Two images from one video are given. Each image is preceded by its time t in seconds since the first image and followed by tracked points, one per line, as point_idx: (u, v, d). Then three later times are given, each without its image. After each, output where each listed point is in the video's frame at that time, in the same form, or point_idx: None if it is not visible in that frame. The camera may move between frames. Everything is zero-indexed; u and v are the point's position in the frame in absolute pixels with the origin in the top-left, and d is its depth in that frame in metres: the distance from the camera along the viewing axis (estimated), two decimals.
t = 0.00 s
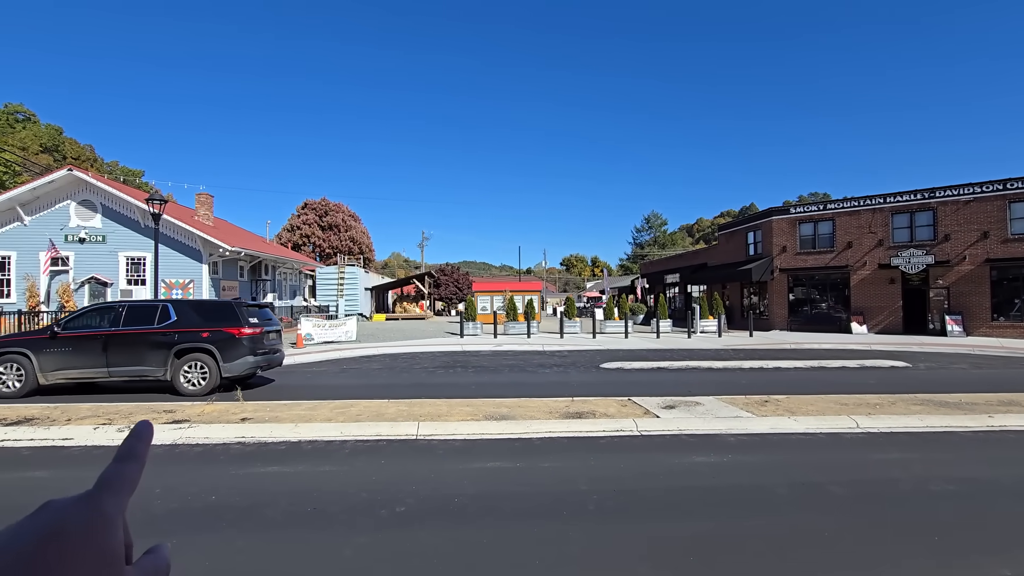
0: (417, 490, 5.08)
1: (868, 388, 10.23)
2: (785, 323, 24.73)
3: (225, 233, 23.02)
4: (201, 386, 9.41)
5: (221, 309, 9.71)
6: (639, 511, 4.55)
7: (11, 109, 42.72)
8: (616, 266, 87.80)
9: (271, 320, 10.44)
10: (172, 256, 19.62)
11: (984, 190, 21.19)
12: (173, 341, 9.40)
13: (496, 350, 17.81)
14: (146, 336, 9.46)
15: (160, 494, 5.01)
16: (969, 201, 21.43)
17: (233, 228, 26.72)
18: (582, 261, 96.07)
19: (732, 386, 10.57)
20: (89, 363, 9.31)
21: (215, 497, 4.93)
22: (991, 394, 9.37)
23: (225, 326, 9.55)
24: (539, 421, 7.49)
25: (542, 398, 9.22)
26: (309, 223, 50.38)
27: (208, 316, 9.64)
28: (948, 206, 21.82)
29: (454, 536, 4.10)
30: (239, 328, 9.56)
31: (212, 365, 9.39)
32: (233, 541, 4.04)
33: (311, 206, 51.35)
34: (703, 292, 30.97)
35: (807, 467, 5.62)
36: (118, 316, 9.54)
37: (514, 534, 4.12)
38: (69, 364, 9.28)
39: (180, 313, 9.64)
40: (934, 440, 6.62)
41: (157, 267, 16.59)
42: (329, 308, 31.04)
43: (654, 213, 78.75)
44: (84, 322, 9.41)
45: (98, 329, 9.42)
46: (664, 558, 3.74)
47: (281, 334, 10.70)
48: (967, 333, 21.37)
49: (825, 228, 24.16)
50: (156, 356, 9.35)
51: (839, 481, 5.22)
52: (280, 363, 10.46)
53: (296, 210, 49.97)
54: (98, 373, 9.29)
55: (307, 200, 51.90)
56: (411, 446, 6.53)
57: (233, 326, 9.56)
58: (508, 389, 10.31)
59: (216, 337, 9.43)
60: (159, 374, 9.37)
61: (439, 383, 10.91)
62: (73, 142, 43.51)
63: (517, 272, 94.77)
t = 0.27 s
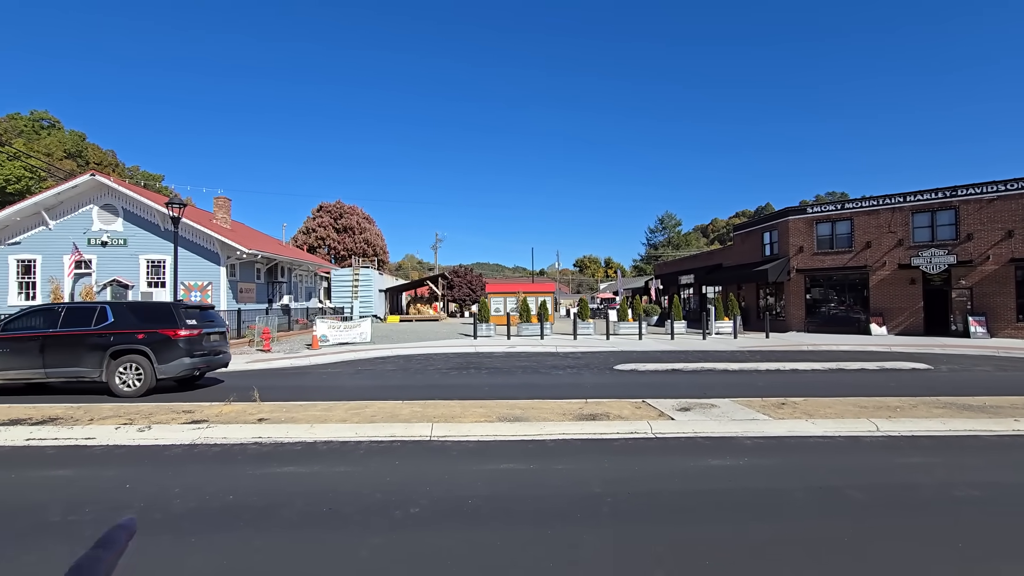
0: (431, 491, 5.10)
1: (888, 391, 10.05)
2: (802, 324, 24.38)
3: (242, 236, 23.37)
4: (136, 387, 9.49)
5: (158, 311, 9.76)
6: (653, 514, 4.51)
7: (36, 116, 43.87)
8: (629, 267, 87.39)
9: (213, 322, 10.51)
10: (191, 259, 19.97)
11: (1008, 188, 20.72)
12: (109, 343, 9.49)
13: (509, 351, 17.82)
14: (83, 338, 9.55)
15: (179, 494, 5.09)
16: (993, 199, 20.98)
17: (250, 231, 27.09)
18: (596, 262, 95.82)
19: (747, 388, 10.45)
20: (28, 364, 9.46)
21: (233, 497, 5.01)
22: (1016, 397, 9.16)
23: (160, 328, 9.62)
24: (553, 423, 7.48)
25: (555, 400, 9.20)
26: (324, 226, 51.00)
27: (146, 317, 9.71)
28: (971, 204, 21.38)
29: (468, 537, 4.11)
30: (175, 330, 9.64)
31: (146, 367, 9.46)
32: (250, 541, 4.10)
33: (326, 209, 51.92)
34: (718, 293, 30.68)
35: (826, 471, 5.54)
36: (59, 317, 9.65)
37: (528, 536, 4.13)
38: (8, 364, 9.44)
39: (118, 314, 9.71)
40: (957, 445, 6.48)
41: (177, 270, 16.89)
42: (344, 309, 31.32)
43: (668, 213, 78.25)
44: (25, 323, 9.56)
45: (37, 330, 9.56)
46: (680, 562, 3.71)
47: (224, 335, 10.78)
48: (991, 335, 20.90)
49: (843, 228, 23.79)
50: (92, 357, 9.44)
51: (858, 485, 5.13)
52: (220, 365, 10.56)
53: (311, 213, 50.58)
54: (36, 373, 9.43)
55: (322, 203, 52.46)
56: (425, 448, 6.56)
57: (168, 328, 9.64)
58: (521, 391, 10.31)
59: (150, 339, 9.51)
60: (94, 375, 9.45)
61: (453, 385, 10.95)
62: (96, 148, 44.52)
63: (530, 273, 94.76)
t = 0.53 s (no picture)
0: (443, 493, 5.10)
1: (906, 393, 9.88)
2: (816, 325, 24.08)
3: (255, 239, 23.62)
4: (73, 388, 9.58)
5: (97, 313, 9.82)
6: (665, 517, 4.48)
7: (56, 121, 44.76)
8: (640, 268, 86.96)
9: (157, 323, 10.57)
10: (205, 261, 20.24)
11: None
12: (48, 345, 9.61)
13: (520, 352, 17.82)
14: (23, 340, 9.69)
15: (194, 493, 5.15)
16: (1013, 197, 20.59)
17: (263, 234, 27.38)
18: (607, 263, 95.48)
19: (761, 390, 10.33)
20: None
21: (246, 497, 5.05)
22: None
23: (98, 329, 9.70)
24: (564, 424, 7.46)
25: (566, 401, 9.17)
26: (336, 228, 51.41)
27: (85, 319, 9.78)
28: (990, 203, 21.00)
29: (480, 539, 4.11)
30: (113, 332, 9.70)
31: (83, 368, 9.55)
32: (264, 541, 4.13)
33: (338, 211, 52.29)
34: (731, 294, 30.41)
35: (842, 474, 5.46)
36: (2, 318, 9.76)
37: (539, 538, 4.12)
38: None
39: (58, 316, 9.80)
40: (977, 448, 6.35)
41: (192, 272, 17.12)
42: (356, 311, 31.50)
43: (679, 214, 77.76)
44: None
45: None
46: (693, 566, 3.67)
47: (169, 337, 10.85)
48: (1011, 336, 20.51)
49: (859, 227, 23.46)
50: (31, 359, 9.56)
51: (874, 489, 5.05)
52: (163, 366, 10.61)
53: (323, 215, 50.99)
54: None
55: (334, 205, 52.85)
56: (436, 449, 6.57)
57: (106, 330, 9.70)
58: (533, 392, 10.30)
59: (87, 341, 9.59)
60: (33, 376, 9.57)
61: (464, 386, 10.96)
62: (114, 152, 45.29)
63: (541, 274, 94.63)
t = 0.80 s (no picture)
0: (454, 496, 5.09)
1: (924, 396, 9.69)
2: (831, 327, 23.76)
3: (268, 241, 23.83)
4: (14, 390, 9.66)
5: (42, 315, 9.93)
6: (678, 521, 4.44)
7: (75, 127, 45.59)
8: (651, 270, 86.54)
9: (104, 326, 10.66)
10: (219, 264, 20.46)
11: None
12: None
13: (530, 354, 17.80)
14: None
15: (207, 494, 5.19)
16: None
17: (276, 236, 27.64)
18: (617, 265, 95.15)
19: (776, 393, 10.20)
20: None
21: (258, 499, 5.07)
22: None
23: (41, 332, 9.80)
24: (575, 427, 7.42)
25: (577, 403, 9.12)
26: (347, 230, 51.77)
27: (29, 322, 9.89)
28: (1009, 203, 20.67)
29: (490, 543, 4.09)
30: (56, 334, 9.81)
31: (25, 369, 9.65)
32: (276, 542, 4.14)
33: (349, 213, 52.63)
34: (743, 296, 30.12)
35: (859, 479, 5.35)
36: None
37: (551, 542, 4.09)
38: None
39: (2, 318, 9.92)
40: (998, 453, 6.21)
41: (206, 275, 17.32)
42: (367, 313, 31.66)
43: (691, 215, 77.28)
44: None
45: None
46: (706, 571, 3.62)
47: (119, 339, 10.94)
48: None
49: (874, 228, 23.14)
50: None
51: (892, 494, 4.95)
52: (110, 369, 10.71)
53: (335, 218, 51.37)
54: None
55: (345, 208, 53.25)
56: (447, 451, 6.56)
57: (49, 333, 9.82)
58: (543, 394, 10.26)
59: (29, 343, 9.70)
60: None
61: (474, 388, 10.96)
62: (130, 157, 46.05)
63: (551, 276, 94.51)
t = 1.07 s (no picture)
0: (466, 498, 5.09)
1: (944, 400, 9.52)
2: (847, 329, 23.43)
3: (282, 243, 24.06)
4: None
5: None
6: (692, 525, 4.39)
7: (94, 132, 46.48)
8: (663, 271, 86.10)
9: (60, 328, 10.82)
10: (234, 266, 20.70)
11: None
12: None
13: (541, 356, 17.77)
14: None
15: (222, 494, 5.24)
16: None
17: (290, 239, 27.91)
18: (629, 266, 94.84)
19: (790, 396, 10.08)
20: None
21: (272, 499, 5.12)
22: None
23: None
24: (587, 429, 7.39)
25: (589, 406, 9.09)
26: (360, 233, 52.17)
27: None
28: None
29: (502, 546, 4.08)
30: (8, 336, 9.97)
31: None
32: (290, 543, 4.16)
33: (362, 216, 53.02)
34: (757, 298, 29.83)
35: (877, 485, 5.26)
36: None
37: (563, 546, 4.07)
38: None
39: None
40: (1021, 458, 6.07)
41: (221, 277, 17.52)
42: (379, 314, 31.86)
43: (703, 216, 76.78)
44: None
45: None
46: None
47: (75, 341, 11.08)
48: None
49: (891, 228, 22.79)
50: None
51: (911, 500, 4.86)
52: (67, 370, 10.86)
53: (348, 220, 51.80)
54: None
55: (358, 210, 53.64)
56: (458, 453, 6.57)
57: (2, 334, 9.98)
58: (554, 396, 10.23)
59: None
60: None
61: (486, 390, 10.96)
62: (148, 161, 46.88)
63: (562, 277, 94.45)
